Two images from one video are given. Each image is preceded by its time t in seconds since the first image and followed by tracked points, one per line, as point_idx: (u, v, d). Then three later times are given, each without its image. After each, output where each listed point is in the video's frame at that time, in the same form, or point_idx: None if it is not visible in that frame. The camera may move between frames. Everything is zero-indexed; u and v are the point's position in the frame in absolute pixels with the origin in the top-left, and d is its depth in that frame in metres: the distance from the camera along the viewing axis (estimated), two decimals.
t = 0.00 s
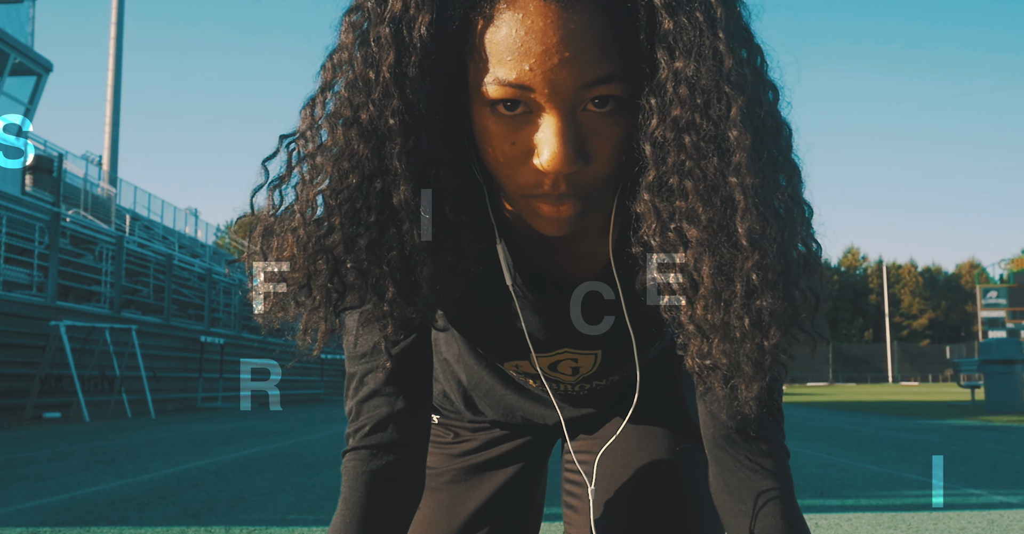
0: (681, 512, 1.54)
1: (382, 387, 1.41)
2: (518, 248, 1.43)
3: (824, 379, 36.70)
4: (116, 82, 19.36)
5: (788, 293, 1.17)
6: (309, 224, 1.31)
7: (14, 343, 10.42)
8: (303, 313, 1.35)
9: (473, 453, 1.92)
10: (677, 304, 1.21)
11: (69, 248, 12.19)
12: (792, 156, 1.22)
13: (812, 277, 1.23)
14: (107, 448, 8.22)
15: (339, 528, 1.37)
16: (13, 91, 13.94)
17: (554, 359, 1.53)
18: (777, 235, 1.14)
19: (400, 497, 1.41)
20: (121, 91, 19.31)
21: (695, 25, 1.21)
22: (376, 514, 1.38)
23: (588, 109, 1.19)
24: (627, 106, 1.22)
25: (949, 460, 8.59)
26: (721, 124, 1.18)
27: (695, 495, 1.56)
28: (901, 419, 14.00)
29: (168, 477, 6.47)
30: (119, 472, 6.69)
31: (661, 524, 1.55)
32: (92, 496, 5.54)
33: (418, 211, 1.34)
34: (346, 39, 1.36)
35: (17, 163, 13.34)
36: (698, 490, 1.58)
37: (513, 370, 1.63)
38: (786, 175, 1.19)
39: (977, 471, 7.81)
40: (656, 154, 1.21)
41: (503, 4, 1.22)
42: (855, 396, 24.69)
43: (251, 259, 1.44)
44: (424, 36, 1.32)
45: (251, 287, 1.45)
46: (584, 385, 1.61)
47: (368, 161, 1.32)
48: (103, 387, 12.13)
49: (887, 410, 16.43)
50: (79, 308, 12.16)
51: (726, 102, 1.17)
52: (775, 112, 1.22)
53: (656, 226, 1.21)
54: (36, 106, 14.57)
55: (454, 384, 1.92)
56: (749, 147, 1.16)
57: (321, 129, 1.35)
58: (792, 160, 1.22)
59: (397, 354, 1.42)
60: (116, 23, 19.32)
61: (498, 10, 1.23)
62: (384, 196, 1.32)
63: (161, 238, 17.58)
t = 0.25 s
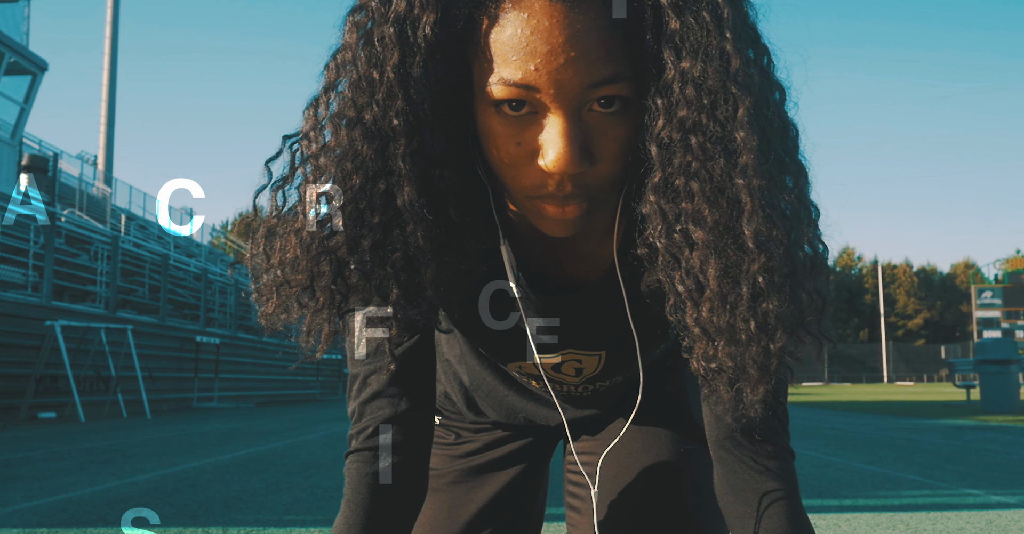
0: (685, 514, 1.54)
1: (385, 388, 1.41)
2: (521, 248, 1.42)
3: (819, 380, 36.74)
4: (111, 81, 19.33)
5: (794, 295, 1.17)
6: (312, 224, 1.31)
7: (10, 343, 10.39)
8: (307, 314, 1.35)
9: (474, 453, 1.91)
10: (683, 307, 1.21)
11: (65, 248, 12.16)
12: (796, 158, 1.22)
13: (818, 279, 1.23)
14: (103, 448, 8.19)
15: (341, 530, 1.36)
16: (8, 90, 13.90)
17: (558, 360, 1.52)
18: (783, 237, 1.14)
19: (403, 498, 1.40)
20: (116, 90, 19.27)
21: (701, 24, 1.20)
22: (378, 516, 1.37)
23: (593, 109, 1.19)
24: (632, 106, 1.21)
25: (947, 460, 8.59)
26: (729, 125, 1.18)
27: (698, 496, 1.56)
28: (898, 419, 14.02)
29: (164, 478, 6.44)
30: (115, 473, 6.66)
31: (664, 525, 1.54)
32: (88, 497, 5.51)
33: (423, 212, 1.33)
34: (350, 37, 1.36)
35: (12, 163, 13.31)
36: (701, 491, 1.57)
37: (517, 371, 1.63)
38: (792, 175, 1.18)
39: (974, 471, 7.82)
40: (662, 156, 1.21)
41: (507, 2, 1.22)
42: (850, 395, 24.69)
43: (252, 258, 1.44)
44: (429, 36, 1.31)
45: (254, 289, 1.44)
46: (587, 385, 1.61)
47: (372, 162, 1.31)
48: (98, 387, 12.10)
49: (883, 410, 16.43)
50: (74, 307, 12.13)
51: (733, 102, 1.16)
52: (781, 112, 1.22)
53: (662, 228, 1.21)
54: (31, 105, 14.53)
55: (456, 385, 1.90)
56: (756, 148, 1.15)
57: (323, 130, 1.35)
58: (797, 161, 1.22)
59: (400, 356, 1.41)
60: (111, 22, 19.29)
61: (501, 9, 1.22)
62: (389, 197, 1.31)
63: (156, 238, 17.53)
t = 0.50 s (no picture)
0: (689, 517, 1.53)
1: (388, 391, 1.40)
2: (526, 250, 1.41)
3: (814, 380, 36.77)
4: (106, 81, 19.28)
5: (799, 300, 1.16)
6: (315, 227, 1.30)
7: (5, 343, 10.34)
8: (310, 317, 1.34)
9: (476, 455, 1.90)
10: (687, 311, 1.20)
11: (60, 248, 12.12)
12: (802, 162, 1.21)
13: (824, 283, 1.22)
14: (99, 449, 8.17)
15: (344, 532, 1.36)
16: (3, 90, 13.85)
17: (561, 362, 1.52)
18: (789, 241, 1.13)
19: (406, 501, 1.39)
20: (111, 90, 19.23)
21: (708, 26, 1.19)
22: (381, 518, 1.37)
23: (598, 111, 1.18)
24: (637, 108, 1.21)
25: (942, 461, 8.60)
26: (735, 128, 1.16)
27: (702, 498, 1.55)
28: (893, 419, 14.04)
29: (161, 478, 6.43)
30: (110, 473, 6.64)
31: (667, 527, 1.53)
32: (84, 498, 5.49)
33: (427, 215, 1.32)
34: (354, 39, 1.35)
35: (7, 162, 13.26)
36: (705, 493, 1.56)
37: (520, 372, 1.62)
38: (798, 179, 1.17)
39: (969, 471, 7.84)
40: (668, 159, 1.20)
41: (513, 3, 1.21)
42: (844, 395, 24.72)
43: (256, 260, 1.43)
44: (433, 37, 1.30)
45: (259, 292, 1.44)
46: (590, 387, 1.60)
47: (376, 164, 1.30)
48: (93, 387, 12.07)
49: (879, 410, 16.44)
50: (69, 307, 12.08)
51: (740, 106, 1.15)
52: (788, 115, 1.21)
53: (667, 231, 1.20)
54: (26, 105, 14.48)
55: (457, 387, 1.89)
56: (763, 152, 1.14)
57: (327, 131, 1.34)
58: (803, 165, 1.21)
59: (403, 359, 1.40)
60: (106, 22, 19.24)
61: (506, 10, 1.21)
62: (392, 200, 1.30)
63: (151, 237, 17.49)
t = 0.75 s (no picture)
0: (691, 519, 1.53)
1: (390, 393, 1.39)
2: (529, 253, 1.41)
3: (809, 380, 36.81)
4: (101, 81, 19.23)
5: (804, 304, 1.16)
6: (319, 230, 1.30)
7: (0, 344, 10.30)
8: (313, 321, 1.34)
9: (477, 456, 1.89)
10: (691, 316, 1.20)
11: (54, 248, 12.08)
12: (806, 166, 1.21)
13: (829, 287, 1.22)
14: (94, 449, 8.13)
15: None
16: None
17: (564, 364, 1.51)
18: (794, 245, 1.12)
19: (408, 504, 1.39)
20: (105, 90, 19.18)
21: (713, 30, 1.19)
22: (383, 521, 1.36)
23: (603, 115, 1.17)
24: (643, 111, 1.20)
25: (939, 461, 8.62)
26: (741, 132, 1.16)
27: (704, 500, 1.54)
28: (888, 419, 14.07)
29: (156, 479, 6.40)
30: (106, 474, 6.61)
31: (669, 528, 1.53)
32: (79, 499, 5.47)
33: (431, 217, 1.32)
34: (358, 42, 1.35)
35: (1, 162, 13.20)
36: (708, 495, 1.55)
37: (523, 374, 1.62)
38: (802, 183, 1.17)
39: (966, 471, 7.85)
40: (672, 163, 1.20)
41: (518, 6, 1.21)
42: (838, 395, 24.77)
43: (260, 262, 1.43)
44: (437, 40, 1.30)
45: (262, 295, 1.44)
46: (593, 390, 1.60)
47: (380, 167, 1.30)
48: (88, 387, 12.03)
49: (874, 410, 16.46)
50: (64, 308, 12.04)
51: (745, 110, 1.15)
52: (793, 118, 1.21)
53: (671, 235, 1.20)
54: (20, 104, 14.42)
55: (459, 389, 1.89)
56: (768, 155, 1.14)
57: (331, 134, 1.34)
58: (807, 168, 1.21)
59: (406, 362, 1.40)
60: (100, 22, 19.19)
61: (511, 13, 1.21)
62: (396, 203, 1.30)
63: (146, 238, 17.45)
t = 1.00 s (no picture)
0: (694, 521, 1.52)
1: (393, 395, 1.39)
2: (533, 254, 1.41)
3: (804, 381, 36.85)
4: (95, 80, 19.19)
5: (808, 308, 1.16)
6: (323, 233, 1.30)
7: None
8: (317, 324, 1.34)
9: (479, 458, 1.88)
10: (696, 320, 1.19)
11: (49, 247, 12.04)
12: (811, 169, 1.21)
13: (833, 292, 1.22)
14: (89, 450, 8.11)
15: None
16: None
17: (566, 366, 1.51)
18: (799, 250, 1.12)
19: (411, 507, 1.38)
20: (100, 89, 19.14)
21: (718, 33, 1.19)
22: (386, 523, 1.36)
23: (607, 117, 1.17)
24: (647, 114, 1.20)
25: (934, 461, 8.63)
26: (746, 136, 1.16)
27: (707, 502, 1.54)
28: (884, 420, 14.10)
29: (152, 480, 6.38)
30: (101, 475, 6.59)
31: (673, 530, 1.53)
32: (75, 500, 5.44)
33: (435, 221, 1.32)
34: (363, 44, 1.35)
35: None
36: (711, 497, 1.55)
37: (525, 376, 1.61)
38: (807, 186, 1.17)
39: (962, 472, 7.86)
40: (678, 166, 1.19)
41: (523, 9, 1.20)
42: (833, 395, 24.80)
43: (264, 265, 1.43)
44: (441, 43, 1.30)
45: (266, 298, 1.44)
46: (596, 391, 1.60)
47: (384, 170, 1.30)
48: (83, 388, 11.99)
49: (869, 411, 16.48)
50: (59, 308, 12.00)
51: (751, 114, 1.15)
52: (798, 122, 1.21)
53: (676, 239, 1.20)
54: (14, 104, 14.38)
55: (460, 390, 1.89)
56: (773, 159, 1.14)
57: (335, 137, 1.34)
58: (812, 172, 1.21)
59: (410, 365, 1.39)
60: (95, 22, 19.16)
61: (516, 16, 1.21)
62: (399, 206, 1.30)
63: (141, 238, 17.40)
